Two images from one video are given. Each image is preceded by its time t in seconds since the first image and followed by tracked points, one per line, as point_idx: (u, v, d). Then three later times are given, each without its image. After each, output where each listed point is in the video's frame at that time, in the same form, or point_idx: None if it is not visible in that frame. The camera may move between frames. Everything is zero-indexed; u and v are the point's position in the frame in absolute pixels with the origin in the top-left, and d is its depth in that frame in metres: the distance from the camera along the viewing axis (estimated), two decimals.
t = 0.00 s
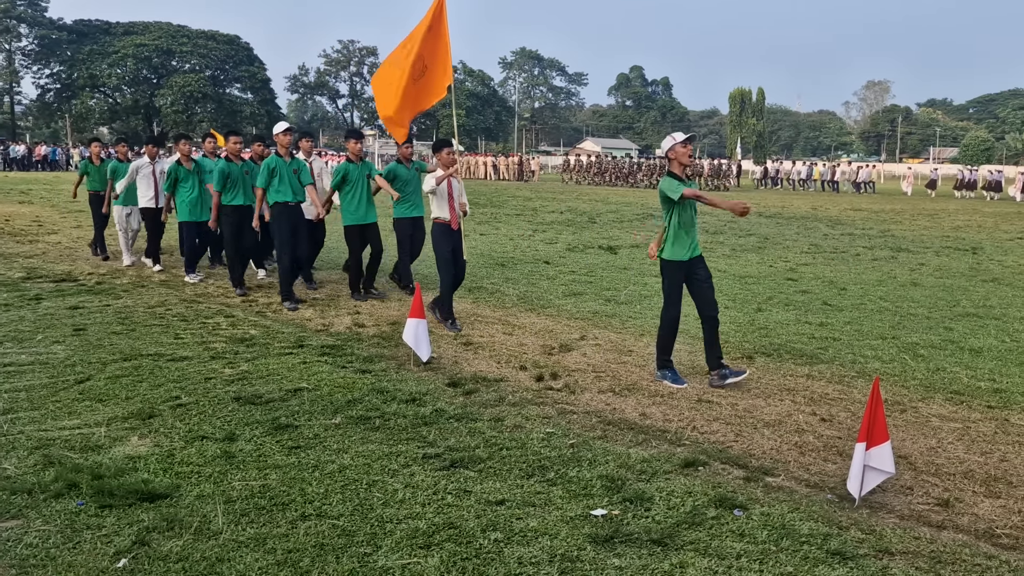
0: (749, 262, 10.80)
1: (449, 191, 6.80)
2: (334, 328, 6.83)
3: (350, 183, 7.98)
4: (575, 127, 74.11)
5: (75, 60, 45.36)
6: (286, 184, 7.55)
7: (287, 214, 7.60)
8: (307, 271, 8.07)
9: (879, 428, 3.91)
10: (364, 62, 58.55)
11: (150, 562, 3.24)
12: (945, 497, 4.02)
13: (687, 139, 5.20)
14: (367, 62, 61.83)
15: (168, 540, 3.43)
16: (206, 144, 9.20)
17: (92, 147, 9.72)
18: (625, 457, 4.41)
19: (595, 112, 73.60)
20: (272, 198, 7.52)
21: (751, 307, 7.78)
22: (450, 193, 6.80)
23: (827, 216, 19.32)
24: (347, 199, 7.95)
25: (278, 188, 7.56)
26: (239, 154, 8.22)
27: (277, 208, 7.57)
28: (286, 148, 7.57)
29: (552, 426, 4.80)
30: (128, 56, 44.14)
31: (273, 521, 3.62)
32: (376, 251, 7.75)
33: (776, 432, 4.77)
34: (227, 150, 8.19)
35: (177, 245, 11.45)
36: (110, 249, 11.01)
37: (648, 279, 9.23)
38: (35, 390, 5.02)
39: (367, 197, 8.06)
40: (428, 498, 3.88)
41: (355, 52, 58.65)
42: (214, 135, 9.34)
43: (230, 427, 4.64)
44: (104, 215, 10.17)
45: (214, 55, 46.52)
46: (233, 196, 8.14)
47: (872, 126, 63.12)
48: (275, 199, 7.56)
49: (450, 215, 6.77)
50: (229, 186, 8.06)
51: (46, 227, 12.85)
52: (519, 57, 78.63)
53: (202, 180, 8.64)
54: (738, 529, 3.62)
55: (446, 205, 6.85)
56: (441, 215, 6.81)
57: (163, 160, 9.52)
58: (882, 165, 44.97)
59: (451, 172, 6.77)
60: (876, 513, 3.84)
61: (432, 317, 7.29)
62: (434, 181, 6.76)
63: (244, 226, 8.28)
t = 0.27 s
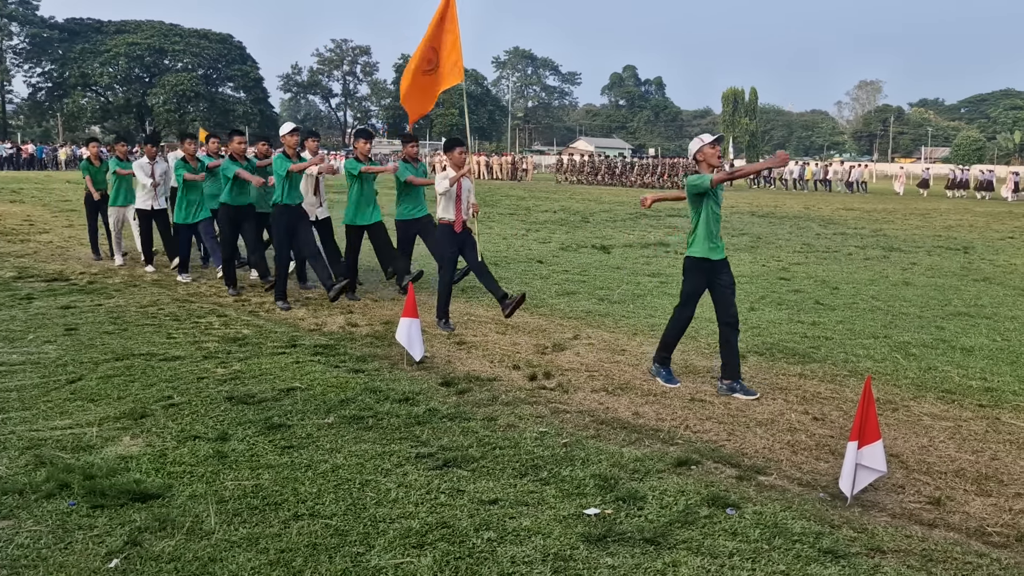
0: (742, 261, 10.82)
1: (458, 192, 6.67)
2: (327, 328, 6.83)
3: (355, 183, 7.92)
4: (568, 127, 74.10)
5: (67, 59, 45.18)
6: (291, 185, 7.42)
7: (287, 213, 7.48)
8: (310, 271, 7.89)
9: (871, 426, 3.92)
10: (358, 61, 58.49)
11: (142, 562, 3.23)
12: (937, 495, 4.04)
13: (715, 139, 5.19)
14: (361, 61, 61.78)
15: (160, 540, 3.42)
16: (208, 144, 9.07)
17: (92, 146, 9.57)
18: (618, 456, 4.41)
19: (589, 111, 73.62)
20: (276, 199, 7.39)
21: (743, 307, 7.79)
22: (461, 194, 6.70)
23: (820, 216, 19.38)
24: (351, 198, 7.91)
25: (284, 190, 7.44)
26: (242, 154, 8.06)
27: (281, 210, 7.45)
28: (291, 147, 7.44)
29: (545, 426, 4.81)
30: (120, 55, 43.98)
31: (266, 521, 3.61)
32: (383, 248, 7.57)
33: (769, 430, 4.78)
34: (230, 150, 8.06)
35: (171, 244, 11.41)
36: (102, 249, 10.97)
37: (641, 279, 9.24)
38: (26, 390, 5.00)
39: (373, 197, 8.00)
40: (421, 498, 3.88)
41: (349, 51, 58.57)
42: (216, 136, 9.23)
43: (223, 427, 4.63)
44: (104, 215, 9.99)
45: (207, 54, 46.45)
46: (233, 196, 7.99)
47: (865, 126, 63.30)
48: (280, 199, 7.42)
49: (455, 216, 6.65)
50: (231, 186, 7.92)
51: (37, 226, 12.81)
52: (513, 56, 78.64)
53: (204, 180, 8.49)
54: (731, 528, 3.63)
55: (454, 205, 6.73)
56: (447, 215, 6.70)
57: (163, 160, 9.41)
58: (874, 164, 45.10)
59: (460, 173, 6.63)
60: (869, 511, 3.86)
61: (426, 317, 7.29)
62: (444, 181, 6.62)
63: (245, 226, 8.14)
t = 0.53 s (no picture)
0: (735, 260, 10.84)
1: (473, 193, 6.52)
2: (320, 327, 6.83)
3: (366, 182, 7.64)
4: (563, 126, 74.11)
5: (59, 57, 45.05)
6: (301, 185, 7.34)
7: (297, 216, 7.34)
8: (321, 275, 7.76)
9: (864, 424, 3.93)
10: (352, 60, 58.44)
11: (135, 562, 3.23)
12: (929, 494, 4.05)
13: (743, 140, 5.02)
14: (355, 60, 61.75)
15: (153, 540, 3.41)
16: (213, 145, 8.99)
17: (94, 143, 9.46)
18: (612, 455, 4.41)
19: (583, 111, 73.67)
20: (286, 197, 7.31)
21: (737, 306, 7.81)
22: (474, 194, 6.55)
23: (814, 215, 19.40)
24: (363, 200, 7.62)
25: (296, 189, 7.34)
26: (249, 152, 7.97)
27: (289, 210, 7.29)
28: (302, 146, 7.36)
29: (538, 425, 4.81)
30: (113, 53, 43.85)
31: (259, 520, 3.61)
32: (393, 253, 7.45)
33: (762, 430, 4.79)
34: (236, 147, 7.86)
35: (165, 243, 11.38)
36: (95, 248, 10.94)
37: (634, 278, 9.24)
38: (18, 389, 4.98)
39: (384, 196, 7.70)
40: (414, 497, 3.87)
41: (343, 50, 58.49)
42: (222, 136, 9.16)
43: (216, 426, 4.62)
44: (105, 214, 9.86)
45: (200, 52, 46.37)
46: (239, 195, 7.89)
47: (858, 126, 63.47)
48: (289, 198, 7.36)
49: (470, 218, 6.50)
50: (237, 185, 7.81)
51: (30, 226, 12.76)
52: (507, 56, 78.59)
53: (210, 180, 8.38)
54: (724, 527, 3.64)
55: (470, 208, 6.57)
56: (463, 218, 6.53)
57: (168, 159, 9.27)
58: (867, 164, 45.23)
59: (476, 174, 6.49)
60: (861, 510, 3.87)
61: (420, 316, 7.28)
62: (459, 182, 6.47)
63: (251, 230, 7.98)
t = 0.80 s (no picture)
0: (730, 259, 10.86)
1: (487, 191, 6.45)
2: (314, 326, 6.83)
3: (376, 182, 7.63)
4: (558, 125, 74.14)
5: (52, 56, 44.88)
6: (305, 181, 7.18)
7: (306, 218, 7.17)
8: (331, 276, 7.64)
9: (857, 423, 3.94)
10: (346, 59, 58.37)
11: (128, 562, 3.22)
12: (922, 492, 4.07)
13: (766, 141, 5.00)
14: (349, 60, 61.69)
15: (146, 539, 3.40)
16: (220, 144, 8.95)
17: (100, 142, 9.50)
18: (606, 454, 4.42)
19: (578, 110, 73.72)
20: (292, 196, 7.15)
21: (731, 305, 7.82)
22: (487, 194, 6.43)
23: (808, 215, 19.42)
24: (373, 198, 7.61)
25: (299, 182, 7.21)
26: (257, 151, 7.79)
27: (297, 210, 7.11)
28: (310, 143, 7.22)
29: (533, 424, 4.81)
30: (106, 52, 43.70)
31: (253, 520, 3.60)
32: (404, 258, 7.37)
33: (756, 428, 4.80)
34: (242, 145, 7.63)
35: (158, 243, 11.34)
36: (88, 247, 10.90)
37: (629, 277, 9.26)
38: (11, 389, 4.97)
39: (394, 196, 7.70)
40: (409, 496, 3.87)
41: (337, 49, 58.41)
42: (227, 136, 9.15)
43: (210, 426, 4.61)
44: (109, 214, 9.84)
45: (194, 51, 46.27)
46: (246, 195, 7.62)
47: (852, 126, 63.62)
48: (293, 195, 7.15)
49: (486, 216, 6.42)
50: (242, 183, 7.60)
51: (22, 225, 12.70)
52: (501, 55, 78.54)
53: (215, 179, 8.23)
54: (718, 525, 3.64)
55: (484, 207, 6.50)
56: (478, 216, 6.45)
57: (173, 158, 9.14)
58: (860, 164, 45.35)
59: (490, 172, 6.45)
60: (854, 508, 3.88)
61: (415, 316, 7.28)
62: (472, 180, 6.42)
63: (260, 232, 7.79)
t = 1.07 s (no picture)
0: (724, 259, 10.88)
1: (499, 192, 6.35)
2: (308, 326, 6.82)
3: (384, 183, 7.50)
4: (552, 124, 74.10)
5: (44, 54, 44.72)
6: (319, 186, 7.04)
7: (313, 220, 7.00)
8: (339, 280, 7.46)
9: (850, 421, 3.94)
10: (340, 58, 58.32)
11: (122, 561, 3.21)
12: (915, 490, 4.08)
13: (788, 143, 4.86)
14: (344, 59, 61.62)
15: (139, 539, 3.39)
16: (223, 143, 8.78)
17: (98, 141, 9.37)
18: (600, 453, 4.43)
19: (573, 109, 73.69)
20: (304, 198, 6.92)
21: (725, 304, 7.84)
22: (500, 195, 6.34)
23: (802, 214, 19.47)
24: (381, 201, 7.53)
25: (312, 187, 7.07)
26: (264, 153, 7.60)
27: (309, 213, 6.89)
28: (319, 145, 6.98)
29: (527, 423, 4.82)
30: (100, 50, 43.56)
31: (247, 519, 3.60)
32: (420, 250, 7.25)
33: (750, 427, 4.81)
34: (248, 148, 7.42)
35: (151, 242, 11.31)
36: (81, 246, 10.86)
37: (623, 277, 9.27)
38: (3, 389, 4.95)
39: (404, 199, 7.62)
40: (403, 495, 3.87)
41: (331, 48, 58.29)
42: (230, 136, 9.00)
43: (204, 425, 4.61)
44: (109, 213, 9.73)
45: (188, 49, 46.18)
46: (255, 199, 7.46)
47: (846, 125, 63.76)
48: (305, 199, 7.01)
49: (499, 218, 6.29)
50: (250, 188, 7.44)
51: (14, 224, 12.65)
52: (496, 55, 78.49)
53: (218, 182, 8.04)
54: (712, 524, 3.65)
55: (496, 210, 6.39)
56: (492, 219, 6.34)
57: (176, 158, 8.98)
58: (853, 162, 45.39)
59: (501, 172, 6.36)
60: (847, 506, 3.89)
61: (410, 315, 7.27)
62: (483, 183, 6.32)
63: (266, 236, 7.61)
